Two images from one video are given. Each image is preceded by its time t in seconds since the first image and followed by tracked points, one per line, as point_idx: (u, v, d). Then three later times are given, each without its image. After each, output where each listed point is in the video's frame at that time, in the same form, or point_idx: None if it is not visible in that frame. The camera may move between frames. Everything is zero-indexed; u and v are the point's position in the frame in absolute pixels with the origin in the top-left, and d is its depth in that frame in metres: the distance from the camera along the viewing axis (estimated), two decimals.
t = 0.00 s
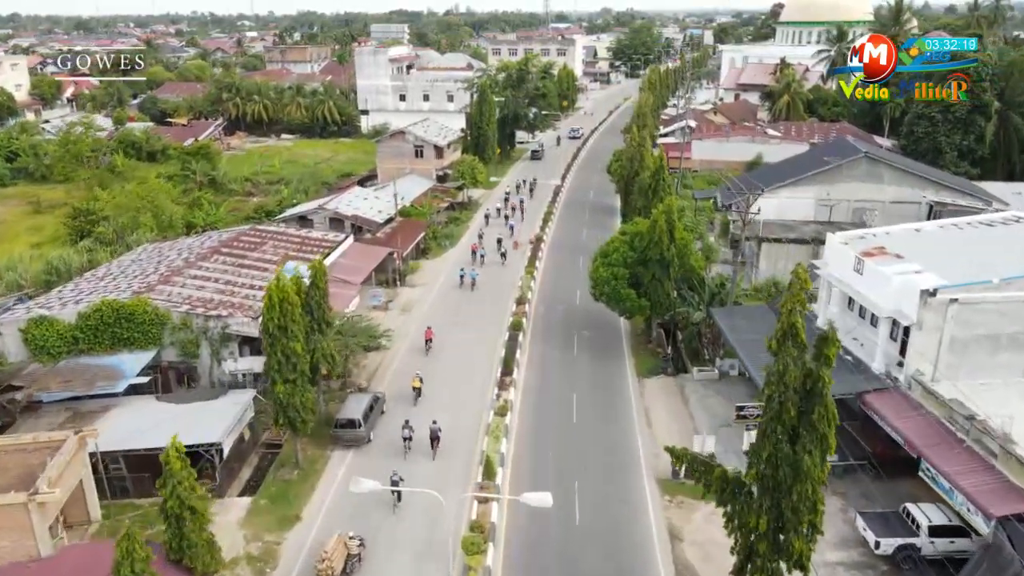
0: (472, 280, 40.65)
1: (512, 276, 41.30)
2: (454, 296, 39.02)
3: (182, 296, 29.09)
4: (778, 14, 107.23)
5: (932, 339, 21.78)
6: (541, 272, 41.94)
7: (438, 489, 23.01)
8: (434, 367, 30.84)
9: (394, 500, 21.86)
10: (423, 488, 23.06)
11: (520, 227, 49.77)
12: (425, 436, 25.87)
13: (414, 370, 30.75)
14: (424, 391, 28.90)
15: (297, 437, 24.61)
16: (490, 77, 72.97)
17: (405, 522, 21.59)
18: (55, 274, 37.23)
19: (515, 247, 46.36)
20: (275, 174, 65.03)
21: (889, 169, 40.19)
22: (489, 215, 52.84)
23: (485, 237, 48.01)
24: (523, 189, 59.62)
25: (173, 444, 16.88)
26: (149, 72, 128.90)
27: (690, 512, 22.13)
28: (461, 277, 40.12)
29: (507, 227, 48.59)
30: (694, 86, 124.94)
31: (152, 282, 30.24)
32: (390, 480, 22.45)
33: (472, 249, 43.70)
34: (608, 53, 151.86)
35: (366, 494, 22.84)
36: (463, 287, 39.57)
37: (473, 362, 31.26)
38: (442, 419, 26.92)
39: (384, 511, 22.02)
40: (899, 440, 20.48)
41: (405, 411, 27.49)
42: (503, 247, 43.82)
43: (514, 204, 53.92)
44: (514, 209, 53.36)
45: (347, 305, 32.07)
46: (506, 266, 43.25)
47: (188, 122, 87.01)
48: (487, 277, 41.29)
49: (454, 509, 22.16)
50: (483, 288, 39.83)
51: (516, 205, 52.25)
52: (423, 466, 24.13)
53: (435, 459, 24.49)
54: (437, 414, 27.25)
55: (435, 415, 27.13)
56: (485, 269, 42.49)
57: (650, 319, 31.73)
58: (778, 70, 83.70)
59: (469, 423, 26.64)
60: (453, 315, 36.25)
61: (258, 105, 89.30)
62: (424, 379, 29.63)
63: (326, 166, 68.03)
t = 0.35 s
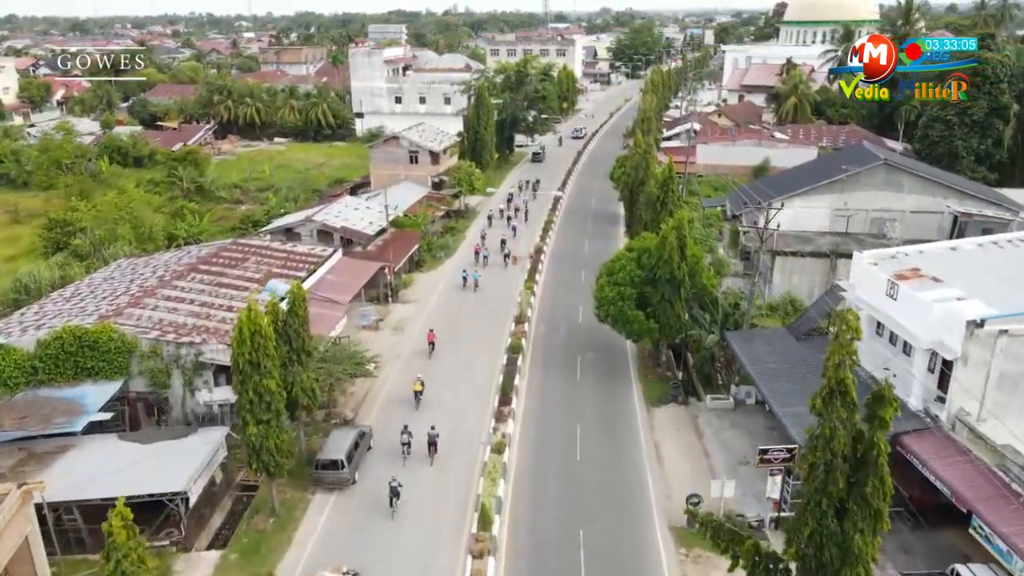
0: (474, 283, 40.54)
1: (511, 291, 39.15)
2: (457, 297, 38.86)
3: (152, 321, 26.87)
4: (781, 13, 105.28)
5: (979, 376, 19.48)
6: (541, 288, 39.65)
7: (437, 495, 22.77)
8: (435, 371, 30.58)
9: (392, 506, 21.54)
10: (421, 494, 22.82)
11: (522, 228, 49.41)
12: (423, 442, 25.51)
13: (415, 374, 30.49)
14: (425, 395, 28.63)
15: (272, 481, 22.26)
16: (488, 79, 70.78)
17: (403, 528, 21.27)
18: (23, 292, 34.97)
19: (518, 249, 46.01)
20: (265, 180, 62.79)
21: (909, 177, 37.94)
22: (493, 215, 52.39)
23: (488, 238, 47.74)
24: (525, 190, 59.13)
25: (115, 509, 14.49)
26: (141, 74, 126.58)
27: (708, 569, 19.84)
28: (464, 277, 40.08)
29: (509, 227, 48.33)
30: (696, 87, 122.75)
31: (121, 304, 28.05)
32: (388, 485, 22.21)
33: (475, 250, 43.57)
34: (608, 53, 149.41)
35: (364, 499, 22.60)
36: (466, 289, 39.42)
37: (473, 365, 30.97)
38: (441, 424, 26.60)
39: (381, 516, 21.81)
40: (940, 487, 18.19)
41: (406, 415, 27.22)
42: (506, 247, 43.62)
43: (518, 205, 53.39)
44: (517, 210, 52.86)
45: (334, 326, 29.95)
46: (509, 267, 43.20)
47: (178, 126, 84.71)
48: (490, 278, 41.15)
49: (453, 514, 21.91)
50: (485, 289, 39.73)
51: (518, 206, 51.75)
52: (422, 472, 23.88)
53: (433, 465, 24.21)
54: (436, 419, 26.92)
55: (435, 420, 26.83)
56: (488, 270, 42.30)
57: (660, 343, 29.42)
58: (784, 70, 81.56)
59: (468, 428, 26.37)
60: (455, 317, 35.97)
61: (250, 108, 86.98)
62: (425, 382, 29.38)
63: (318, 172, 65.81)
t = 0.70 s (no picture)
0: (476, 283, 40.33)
1: (509, 308, 37.06)
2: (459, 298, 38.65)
3: (118, 349, 24.66)
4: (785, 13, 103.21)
5: None
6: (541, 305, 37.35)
7: (435, 501, 22.46)
8: (435, 375, 30.28)
9: (391, 512, 21.27)
10: (420, 500, 22.52)
11: (526, 229, 49.17)
12: (423, 449, 25.20)
13: (416, 378, 30.20)
14: (426, 400, 28.33)
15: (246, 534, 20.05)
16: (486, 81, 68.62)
17: (402, 533, 21.01)
18: None
19: (522, 250, 45.73)
20: (255, 187, 60.56)
21: (932, 187, 35.68)
22: (495, 217, 52.08)
23: (492, 240, 47.57)
24: (528, 190, 58.83)
25: None
26: (134, 76, 124.32)
27: None
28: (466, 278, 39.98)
29: (512, 229, 48.14)
30: (698, 88, 120.49)
31: (86, 329, 25.84)
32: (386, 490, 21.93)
33: (479, 251, 43.35)
34: (609, 54, 147.03)
35: (363, 504, 22.34)
36: (468, 290, 39.15)
37: (474, 369, 30.65)
38: (440, 430, 26.26)
39: (378, 521, 21.56)
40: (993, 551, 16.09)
41: (406, 419, 26.92)
42: (509, 249, 43.33)
43: (522, 207, 53.03)
44: (521, 211, 52.46)
45: (318, 351, 27.90)
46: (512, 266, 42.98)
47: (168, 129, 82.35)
48: (492, 280, 40.87)
49: (452, 521, 21.58)
50: (487, 290, 39.48)
51: (523, 208, 51.33)
52: (420, 478, 23.57)
53: (431, 471, 23.88)
54: (435, 425, 26.57)
55: (434, 425, 26.51)
56: (491, 272, 41.99)
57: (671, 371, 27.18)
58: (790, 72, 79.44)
59: (468, 433, 26.03)
60: (456, 320, 35.65)
61: (242, 110, 84.58)
62: (425, 386, 29.09)
63: (310, 178, 63.57)
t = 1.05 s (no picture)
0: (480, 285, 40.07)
1: (508, 325, 34.93)
2: (462, 301, 38.41)
3: (76, 382, 22.46)
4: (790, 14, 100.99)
5: None
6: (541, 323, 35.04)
7: (434, 508, 22.25)
8: (437, 379, 30.11)
9: (387, 518, 21.06)
10: (418, 505, 22.32)
11: (528, 229, 48.99)
12: (422, 456, 24.96)
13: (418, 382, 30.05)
14: (427, 404, 28.21)
15: None
16: (484, 83, 66.40)
17: (399, 539, 20.81)
18: None
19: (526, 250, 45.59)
20: (243, 193, 58.24)
21: (959, 199, 33.41)
22: (499, 219, 51.72)
23: (495, 242, 47.35)
24: (533, 193, 58.18)
25: None
26: (126, 76, 121.94)
27: None
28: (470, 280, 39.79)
29: (514, 230, 47.92)
30: (701, 90, 118.16)
31: (44, 359, 23.68)
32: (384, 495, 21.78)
33: (483, 253, 43.09)
34: (609, 55, 144.69)
35: (360, 509, 22.20)
36: (472, 293, 38.93)
37: (476, 374, 30.45)
38: (440, 435, 26.07)
39: (375, 527, 21.37)
40: None
41: (407, 423, 26.79)
42: (513, 250, 43.12)
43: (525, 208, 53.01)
44: (523, 213, 52.27)
45: (299, 380, 25.71)
46: (515, 269, 42.63)
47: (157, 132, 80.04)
48: (495, 282, 40.51)
49: (449, 528, 21.34)
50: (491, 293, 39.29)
51: (526, 209, 51.15)
52: (418, 484, 23.35)
53: (430, 477, 23.65)
54: (435, 430, 26.37)
55: (435, 430, 26.34)
56: (494, 273, 41.78)
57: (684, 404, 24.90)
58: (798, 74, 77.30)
59: (469, 438, 25.83)
60: (459, 324, 35.40)
61: (234, 112, 82.19)
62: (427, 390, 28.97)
63: (301, 185, 61.33)
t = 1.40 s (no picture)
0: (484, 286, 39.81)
1: (507, 346, 32.78)
2: (465, 302, 38.18)
3: (25, 425, 20.21)
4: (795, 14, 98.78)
5: None
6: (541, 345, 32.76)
7: (434, 512, 21.97)
8: (439, 382, 29.83)
9: (386, 524, 20.78)
10: (417, 511, 22.05)
11: (532, 231, 48.69)
12: (422, 461, 24.65)
13: (420, 385, 29.79)
14: (430, 408, 27.95)
15: None
16: (482, 85, 64.23)
17: (397, 545, 20.54)
18: None
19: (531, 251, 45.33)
20: (232, 200, 56.11)
21: (988, 212, 31.22)
22: (503, 220, 51.32)
23: (499, 242, 47.09)
24: (537, 194, 57.67)
25: None
26: (120, 77, 119.81)
27: None
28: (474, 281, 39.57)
29: (518, 232, 47.46)
30: (705, 91, 115.99)
31: None
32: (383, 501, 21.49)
33: (487, 253, 42.85)
34: (610, 56, 142.40)
35: (359, 516, 21.91)
36: (475, 294, 38.64)
37: (479, 377, 30.08)
38: (441, 440, 25.78)
39: (374, 533, 21.10)
40: None
41: (408, 428, 26.50)
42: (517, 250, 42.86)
43: (529, 209, 52.64)
44: (528, 214, 51.86)
45: (279, 416, 23.49)
46: (519, 270, 42.31)
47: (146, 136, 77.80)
48: (500, 283, 40.23)
49: (449, 534, 21.03)
50: (495, 294, 38.97)
51: (530, 211, 50.73)
52: (418, 489, 23.06)
53: (430, 483, 23.34)
54: (436, 434, 26.08)
55: (435, 434, 26.06)
56: (498, 274, 41.48)
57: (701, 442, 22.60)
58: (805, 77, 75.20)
59: (470, 443, 25.53)
60: (463, 326, 35.12)
61: (226, 115, 80.05)
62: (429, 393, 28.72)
63: (293, 192, 59.20)
